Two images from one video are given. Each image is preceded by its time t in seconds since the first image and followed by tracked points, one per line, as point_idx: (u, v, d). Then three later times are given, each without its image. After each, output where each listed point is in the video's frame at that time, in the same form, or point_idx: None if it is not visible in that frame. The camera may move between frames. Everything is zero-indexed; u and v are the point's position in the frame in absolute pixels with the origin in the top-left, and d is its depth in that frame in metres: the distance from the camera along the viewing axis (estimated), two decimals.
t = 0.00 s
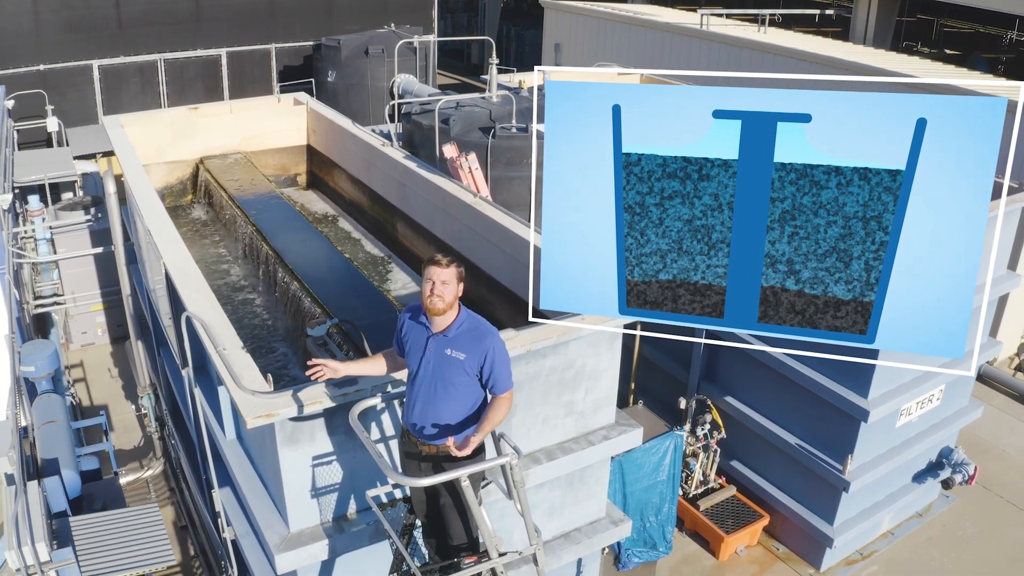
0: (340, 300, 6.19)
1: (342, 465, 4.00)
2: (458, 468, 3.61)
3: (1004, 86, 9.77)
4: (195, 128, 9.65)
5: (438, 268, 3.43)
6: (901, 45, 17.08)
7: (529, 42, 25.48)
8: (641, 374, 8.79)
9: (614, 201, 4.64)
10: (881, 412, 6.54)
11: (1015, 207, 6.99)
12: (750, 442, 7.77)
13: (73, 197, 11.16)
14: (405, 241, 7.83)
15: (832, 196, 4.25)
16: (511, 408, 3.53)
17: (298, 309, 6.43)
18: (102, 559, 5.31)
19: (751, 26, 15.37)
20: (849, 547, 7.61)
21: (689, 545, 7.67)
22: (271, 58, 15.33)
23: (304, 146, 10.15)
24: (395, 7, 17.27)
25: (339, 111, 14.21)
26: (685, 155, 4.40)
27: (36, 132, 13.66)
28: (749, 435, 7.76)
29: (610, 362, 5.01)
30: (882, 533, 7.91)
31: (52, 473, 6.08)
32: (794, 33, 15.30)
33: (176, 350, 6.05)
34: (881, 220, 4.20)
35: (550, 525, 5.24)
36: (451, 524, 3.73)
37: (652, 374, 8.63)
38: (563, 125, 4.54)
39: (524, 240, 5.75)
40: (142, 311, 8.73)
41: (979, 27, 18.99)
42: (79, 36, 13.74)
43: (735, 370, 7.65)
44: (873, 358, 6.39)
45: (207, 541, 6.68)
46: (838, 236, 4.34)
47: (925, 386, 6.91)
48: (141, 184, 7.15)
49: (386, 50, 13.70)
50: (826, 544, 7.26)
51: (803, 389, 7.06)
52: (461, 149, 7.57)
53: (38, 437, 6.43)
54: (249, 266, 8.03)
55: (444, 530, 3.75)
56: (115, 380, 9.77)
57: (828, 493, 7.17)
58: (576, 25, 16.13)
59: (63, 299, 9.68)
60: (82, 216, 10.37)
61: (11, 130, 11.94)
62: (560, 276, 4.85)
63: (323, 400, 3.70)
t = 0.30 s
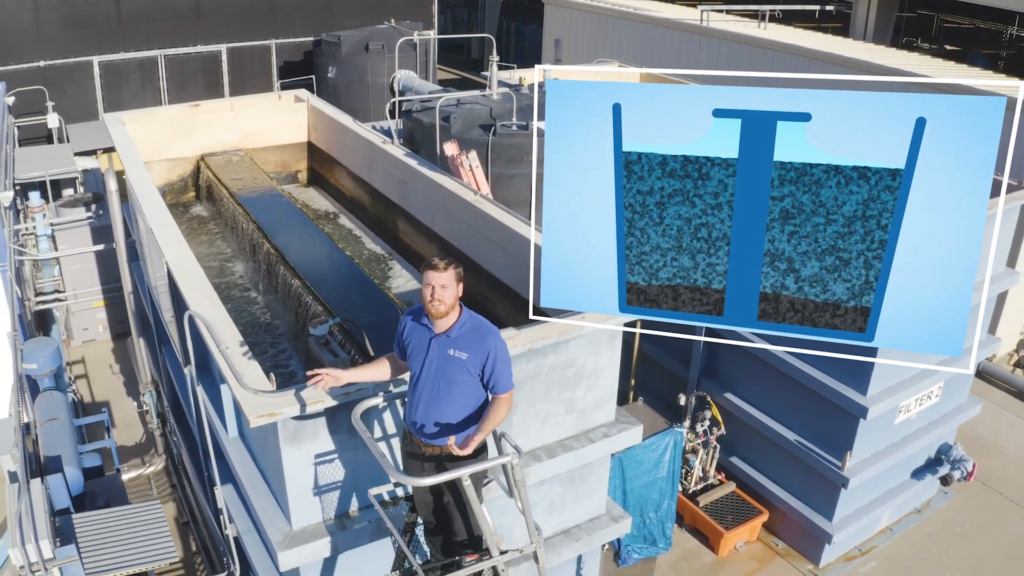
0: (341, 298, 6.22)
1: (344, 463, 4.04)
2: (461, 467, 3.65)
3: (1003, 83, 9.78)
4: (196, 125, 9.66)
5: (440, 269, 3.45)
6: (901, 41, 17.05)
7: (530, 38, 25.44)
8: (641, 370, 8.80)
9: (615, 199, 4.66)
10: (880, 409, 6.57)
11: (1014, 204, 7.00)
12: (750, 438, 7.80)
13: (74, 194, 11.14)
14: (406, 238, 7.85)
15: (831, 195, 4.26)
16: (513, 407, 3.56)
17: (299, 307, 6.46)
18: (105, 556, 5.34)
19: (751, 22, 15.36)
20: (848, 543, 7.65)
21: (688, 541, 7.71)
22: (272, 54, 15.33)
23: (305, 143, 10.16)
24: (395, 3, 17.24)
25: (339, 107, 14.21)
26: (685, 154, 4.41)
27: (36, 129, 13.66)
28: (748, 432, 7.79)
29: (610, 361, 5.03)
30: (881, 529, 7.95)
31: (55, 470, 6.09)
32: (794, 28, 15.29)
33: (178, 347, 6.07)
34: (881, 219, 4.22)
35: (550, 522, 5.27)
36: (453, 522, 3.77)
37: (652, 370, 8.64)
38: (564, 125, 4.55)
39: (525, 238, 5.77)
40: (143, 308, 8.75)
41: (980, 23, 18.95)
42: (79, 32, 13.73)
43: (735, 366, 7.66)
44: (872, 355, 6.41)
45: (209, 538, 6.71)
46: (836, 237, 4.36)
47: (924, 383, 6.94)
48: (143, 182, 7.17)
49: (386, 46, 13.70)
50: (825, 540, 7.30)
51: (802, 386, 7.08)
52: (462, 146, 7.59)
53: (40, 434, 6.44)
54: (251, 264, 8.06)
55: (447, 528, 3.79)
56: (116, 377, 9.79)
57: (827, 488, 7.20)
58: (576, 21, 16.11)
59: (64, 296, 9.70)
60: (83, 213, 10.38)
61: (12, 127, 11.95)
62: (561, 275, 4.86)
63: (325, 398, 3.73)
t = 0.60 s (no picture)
0: (342, 296, 6.25)
1: (346, 461, 4.06)
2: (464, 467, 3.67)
3: (1003, 80, 9.79)
4: (196, 122, 9.68)
5: (443, 272, 3.47)
6: (901, 37, 17.03)
7: (530, 33, 25.42)
8: (641, 366, 8.82)
9: (615, 198, 4.66)
10: (879, 406, 6.60)
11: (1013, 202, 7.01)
12: (749, 434, 7.83)
13: (75, 191, 11.14)
14: (407, 235, 7.87)
15: (830, 195, 4.27)
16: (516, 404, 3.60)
17: (301, 305, 6.49)
18: (108, 553, 5.37)
19: (751, 18, 15.34)
20: (847, 539, 7.68)
21: (688, 537, 7.75)
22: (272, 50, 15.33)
23: (306, 140, 10.18)
24: None
25: (339, 103, 14.21)
26: (685, 153, 4.42)
27: (36, 125, 13.66)
28: (748, 428, 7.81)
29: (610, 358, 5.05)
30: (880, 525, 7.98)
31: (57, 468, 6.09)
32: (795, 24, 15.28)
33: (181, 344, 6.10)
34: (879, 219, 4.24)
35: (550, 518, 5.30)
36: (455, 520, 3.80)
37: (652, 367, 8.66)
38: (565, 124, 4.56)
39: (525, 236, 5.79)
40: (144, 305, 8.77)
41: (980, 18, 18.94)
42: (79, 28, 13.74)
43: (734, 363, 7.69)
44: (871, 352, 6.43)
45: (210, 533, 6.74)
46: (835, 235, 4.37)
47: (923, 380, 6.96)
48: (144, 179, 7.19)
49: (386, 42, 13.70)
50: (824, 536, 7.33)
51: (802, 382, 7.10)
52: (462, 144, 7.60)
53: (42, 432, 6.43)
54: (252, 261, 8.09)
55: (450, 526, 3.82)
56: (118, 373, 9.82)
57: (826, 485, 7.24)
58: (576, 17, 16.10)
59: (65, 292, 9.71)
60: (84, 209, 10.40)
61: (12, 123, 11.96)
62: (561, 274, 4.87)
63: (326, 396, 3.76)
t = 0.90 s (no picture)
0: (343, 294, 6.27)
1: (347, 459, 4.09)
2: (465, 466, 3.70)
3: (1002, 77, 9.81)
4: (197, 119, 9.71)
5: (445, 273, 3.48)
6: (901, 33, 17.01)
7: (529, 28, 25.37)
8: (641, 362, 8.84)
9: (615, 197, 4.67)
10: (877, 403, 6.63)
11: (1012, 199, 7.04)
12: (748, 431, 7.86)
13: (76, 187, 11.13)
14: (408, 232, 7.89)
15: (829, 194, 4.27)
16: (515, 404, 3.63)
17: (302, 302, 6.52)
18: (111, 551, 5.41)
19: (752, 14, 15.33)
20: (846, 534, 7.72)
21: (687, 532, 7.79)
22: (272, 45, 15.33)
23: (307, 136, 10.18)
24: None
25: (339, 99, 14.21)
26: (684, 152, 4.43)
27: (37, 121, 13.67)
28: (747, 425, 7.84)
29: (610, 356, 5.07)
30: (879, 521, 8.01)
31: (60, 465, 6.13)
32: (795, 20, 15.27)
33: (182, 342, 6.13)
34: (878, 217, 4.24)
35: (550, 515, 5.33)
36: (456, 518, 3.82)
37: (652, 363, 8.69)
38: (565, 122, 4.57)
39: (525, 234, 5.82)
40: (146, 301, 8.80)
41: (981, 13, 18.93)
42: (80, 24, 13.73)
43: (734, 359, 7.71)
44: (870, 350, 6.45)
45: (212, 529, 6.78)
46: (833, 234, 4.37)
47: (922, 377, 6.98)
48: (145, 176, 7.22)
49: (386, 37, 13.70)
50: (823, 532, 7.36)
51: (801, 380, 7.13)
52: (462, 141, 7.61)
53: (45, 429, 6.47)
54: (252, 257, 8.13)
55: (451, 525, 3.84)
56: (119, 369, 9.85)
57: (825, 481, 7.27)
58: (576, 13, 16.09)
59: (67, 288, 9.73)
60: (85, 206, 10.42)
61: (13, 120, 11.97)
62: (561, 273, 4.88)
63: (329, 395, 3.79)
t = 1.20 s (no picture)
0: (344, 292, 6.30)
1: (349, 457, 4.11)
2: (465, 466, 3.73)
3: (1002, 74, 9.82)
4: (198, 116, 9.71)
5: (445, 275, 3.50)
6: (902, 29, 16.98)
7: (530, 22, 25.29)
8: (640, 359, 8.86)
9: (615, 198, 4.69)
10: (876, 400, 6.65)
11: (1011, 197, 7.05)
12: (747, 427, 7.88)
13: (76, 183, 11.13)
14: (407, 230, 7.91)
15: (829, 193, 4.27)
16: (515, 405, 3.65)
17: (303, 300, 6.55)
18: (113, 548, 5.44)
19: (752, 9, 15.29)
20: (845, 531, 7.75)
21: (686, 528, 7.83)
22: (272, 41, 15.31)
23: (307, 133, 10.21)
24: None
25: (339, 94, 14.21)
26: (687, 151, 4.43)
27: (37, 117, 13.67)
28: (746, 421, 7.87)
29: (609, 354, 5.10)
30: (878, 517, 8.04)
31: (62, 462, 6.16)
32: (796, 16, 15.23)
33: (184, 340, 6.15)
34: (877, 216, 4.23)
35: (550, 512, 5.37)
36: (456, 517, 3.85)
37: (651, 360, 8.71)
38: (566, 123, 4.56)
39: (525, 232, 5.84)
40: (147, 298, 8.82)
41: (981, 9, 18.90)
42: (79, 20, 13.73)
43: (733, 356, 7.72)
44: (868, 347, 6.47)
45: (213, 526, 6.81)
46: (831, 232, 4.38)
47: (921, 374, 7.01)
48: (145, 174, 7.23)
49: (386, 33, 13.70)
50: (822, 528, 7.40)
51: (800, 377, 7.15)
52: (462, 139, 7.63)
53: (47, 426, 6.49)
54: (252, 254, 8.15)
55: (451, 523, 3.87)
56: (120, 365, 9.88)
57: (824, 477, 7.30)
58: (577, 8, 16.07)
59: (68, 285, 9.75)
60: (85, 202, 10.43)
61: (13, 116, 11.98)
62: (561, 274, 4.88)
63: (331, 395, 3.81)
